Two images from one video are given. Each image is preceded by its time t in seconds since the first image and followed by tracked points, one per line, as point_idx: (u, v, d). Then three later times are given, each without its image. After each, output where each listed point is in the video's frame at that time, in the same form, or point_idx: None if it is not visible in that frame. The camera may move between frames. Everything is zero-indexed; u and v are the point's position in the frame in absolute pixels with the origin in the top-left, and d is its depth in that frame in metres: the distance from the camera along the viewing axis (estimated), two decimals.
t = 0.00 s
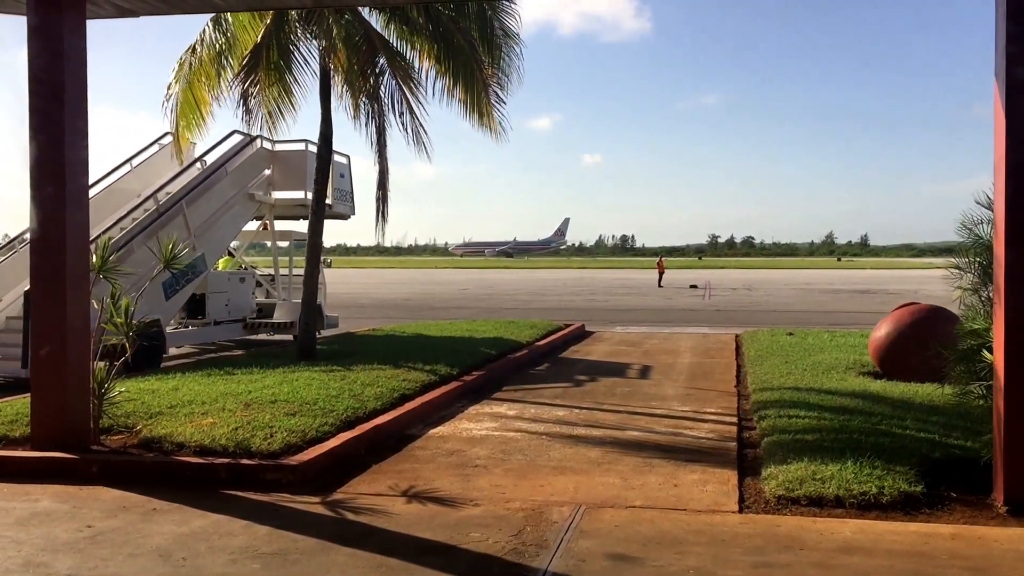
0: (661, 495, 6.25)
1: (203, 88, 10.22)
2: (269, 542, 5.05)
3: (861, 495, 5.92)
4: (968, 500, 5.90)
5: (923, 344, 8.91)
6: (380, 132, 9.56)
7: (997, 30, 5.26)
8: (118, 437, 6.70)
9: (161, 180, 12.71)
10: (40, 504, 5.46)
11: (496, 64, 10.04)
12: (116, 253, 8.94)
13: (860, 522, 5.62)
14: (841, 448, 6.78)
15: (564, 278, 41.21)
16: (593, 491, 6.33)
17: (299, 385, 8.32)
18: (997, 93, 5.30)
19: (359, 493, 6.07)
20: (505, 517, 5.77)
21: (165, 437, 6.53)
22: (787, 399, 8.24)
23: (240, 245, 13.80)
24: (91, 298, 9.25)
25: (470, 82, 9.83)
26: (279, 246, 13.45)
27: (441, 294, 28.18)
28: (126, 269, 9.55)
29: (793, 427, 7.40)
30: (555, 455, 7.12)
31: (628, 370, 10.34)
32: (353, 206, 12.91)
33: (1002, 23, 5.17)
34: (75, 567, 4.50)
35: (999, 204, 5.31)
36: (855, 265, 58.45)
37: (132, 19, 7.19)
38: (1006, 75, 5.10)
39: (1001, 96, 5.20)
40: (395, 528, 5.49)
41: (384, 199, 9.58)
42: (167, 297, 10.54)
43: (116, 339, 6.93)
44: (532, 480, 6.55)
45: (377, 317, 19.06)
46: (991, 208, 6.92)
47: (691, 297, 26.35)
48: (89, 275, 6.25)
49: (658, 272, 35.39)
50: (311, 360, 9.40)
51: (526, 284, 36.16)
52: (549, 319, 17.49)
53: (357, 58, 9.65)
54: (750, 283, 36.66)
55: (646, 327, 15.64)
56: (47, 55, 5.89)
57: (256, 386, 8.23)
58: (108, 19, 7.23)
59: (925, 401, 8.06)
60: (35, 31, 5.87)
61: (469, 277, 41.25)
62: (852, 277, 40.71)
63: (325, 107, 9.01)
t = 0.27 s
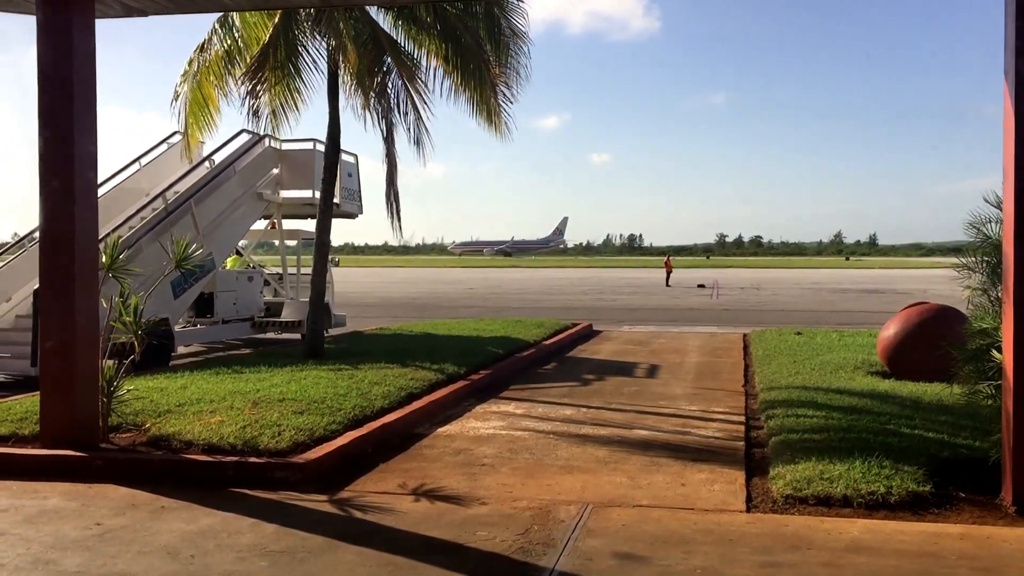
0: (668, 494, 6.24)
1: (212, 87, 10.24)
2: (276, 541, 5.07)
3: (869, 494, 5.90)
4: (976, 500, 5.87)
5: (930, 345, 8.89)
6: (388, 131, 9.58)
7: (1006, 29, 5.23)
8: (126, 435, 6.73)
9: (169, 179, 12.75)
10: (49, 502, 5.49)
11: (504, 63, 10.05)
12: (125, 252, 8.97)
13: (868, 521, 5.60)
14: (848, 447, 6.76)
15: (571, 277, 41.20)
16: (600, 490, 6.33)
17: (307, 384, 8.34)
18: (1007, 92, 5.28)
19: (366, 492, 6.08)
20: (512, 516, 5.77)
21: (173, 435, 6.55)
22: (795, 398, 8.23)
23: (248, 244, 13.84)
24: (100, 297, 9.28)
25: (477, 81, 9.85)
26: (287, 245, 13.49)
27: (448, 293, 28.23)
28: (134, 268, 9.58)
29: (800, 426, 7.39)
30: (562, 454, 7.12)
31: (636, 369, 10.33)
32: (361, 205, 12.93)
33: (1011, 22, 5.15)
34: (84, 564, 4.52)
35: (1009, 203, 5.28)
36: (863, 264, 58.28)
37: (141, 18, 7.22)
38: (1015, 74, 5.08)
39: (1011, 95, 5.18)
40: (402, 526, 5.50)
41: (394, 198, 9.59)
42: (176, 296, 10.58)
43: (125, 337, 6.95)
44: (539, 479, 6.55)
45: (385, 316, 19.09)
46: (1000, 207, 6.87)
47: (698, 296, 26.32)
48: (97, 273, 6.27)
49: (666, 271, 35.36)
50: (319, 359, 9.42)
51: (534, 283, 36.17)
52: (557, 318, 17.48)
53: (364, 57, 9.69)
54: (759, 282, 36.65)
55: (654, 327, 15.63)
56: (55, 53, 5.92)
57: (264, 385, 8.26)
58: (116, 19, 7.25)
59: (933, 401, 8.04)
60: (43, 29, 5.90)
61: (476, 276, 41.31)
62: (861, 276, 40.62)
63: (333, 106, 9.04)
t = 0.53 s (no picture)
0: (676, 492, 6.24)
1: (221, 83, 10.26)
2: (284, 537, 5.08)
3: (877, 493, 5.89)
4: (985, 498, 5.85)
5: (939, 343, 8.85)
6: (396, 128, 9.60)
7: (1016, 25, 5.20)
8: (135, 431, 6.75)
9: (177, 177, 12.79)
10: (58, 497, 5.51)
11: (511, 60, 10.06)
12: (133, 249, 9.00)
13: (876, 520, 5.59)
14: (856, 445, 6.75)
15: (579, 276, 41.19)
16: (607, 487, 6.33)
17: (315, 381, 8.36)
18: (1017, 89, 5.24)
19: (374, 488, 6.10)
20: (519, 513, 5.78)
21: (181, 431, 6.57)
22: (803, 396, 8.21)
23: (256, 241, 13.87)
24: (109, 294, 9.32)
25: (485, 78, 9.87)
26: (295, 243, 13.52)
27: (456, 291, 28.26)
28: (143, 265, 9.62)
29: (808, 424, 7.37)
30: (570, 452, 7.13)
31: (643, 367, 10.32)
32: (369, 202, 12.95)
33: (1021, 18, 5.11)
34: (92, 559, 4.54)
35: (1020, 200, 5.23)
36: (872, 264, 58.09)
37: (149, 16, 7.24)
38: None
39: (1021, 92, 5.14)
40: (409, 522, 5.51)
41: (401, 195, 9.60)
42: (184, 293, 10.61)
43: (133, 334, 6.98)
44: (546, 476, 6.55)
45: (393, 313, 19.11)
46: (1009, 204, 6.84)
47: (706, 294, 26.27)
48: (105, 270, 6.31)
49: (674, 270, 35.30)
50: (326, 356, 9.44)
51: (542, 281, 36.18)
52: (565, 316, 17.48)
53: (372, 55, 9.72)
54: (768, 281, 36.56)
55: (662, 325, 15.62)
56: (64, 51, 5.94)
57: (271, 382, 8.28)
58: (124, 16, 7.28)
59: (942, 399, 8.01)
60: (52, 27, 5.92)
61: (484, 275, 41.35)
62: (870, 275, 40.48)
63: (341, 104, 9.06)
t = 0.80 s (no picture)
0: (684, 490, 6.23)
1: (231, 80, 10.26)
2: (292, 535, 5.09)
3: (887, 492, 5.86)
4: (996, 498, 5.82)
5: (949, 343, 8.80)
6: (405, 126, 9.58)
7: None
8: (144, 429, 6.77)
9: (187, 175, 12.83)
10: (68, 495, 5.54)
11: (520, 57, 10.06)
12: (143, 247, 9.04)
13: (886, 519, 5.56)
14: (866, 445, 6.71)
15: (588, 274, 41.14)
16: (615, 486, 6.33)
17: (323, 379, 8.38)
18: None
19: (382, 487, 6.10)
20: (527, 511, 5.77)
21: (191, 429, 6.59)
22: (812, 395, 8.18)
23: (265, 240, 13.90)
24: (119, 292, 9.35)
25: (494, 75, 9.85)
26: (304, 241, 13.54)
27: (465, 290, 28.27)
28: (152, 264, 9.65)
29: (817, 423, 7.35)
30: (578, 450, 7.12)
31: (652, 366, 10.30)
32: (378, 201, 12.96)
33: None
34: (101, 557, 4.56)
35: None
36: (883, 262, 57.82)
37: (158, 14, 7.27)
38: None
39: None
40: (418, 521, 5.52)
41: (407, 193, 9.61)
42: (194, 291, 10.65)
43: (143, 332, 7.00)
44: (554, 475, 6.55)
45: (402, 312, 19.13)
46: (1021, 203, 6.80)
47: (715, 293, 26.20)
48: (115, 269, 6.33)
49: (684, 268, 35.21)
50: (335, 355, 9.45)
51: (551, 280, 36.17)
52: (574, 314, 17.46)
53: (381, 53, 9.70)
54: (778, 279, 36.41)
55: (671, 323, 15.58)
56: (74, 51, 5.98)
57: (280, 380, 8.30)
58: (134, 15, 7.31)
59: (952, 399, 7.97)
60: (63, 29, 5.96)
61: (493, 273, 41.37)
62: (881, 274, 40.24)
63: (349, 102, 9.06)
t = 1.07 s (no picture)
0: (692, 491, 6.22)
1: (241, 80, 10.17)
2: (300, 536, 5.11)
3: (895, 493, 5.84)
4: (1005, 499, 5.79)
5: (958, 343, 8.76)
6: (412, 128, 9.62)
7: None
8: (153, 430, 6.80)
9: (195, 177, 12.88)
10: (77, 496, 5.57)
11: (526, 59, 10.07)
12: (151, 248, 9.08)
13: (894, 520, 5.55)
14: (874, 446, 6.69)
15: (596, 275, 41.10)
16: (623, 487, 6.32)
17: (331, 380, 8.40)
18: None
19: (389, 487, 6.12)
20: (535, 512, 5.78)
21: (199, 430, 6.62)
22: (820, 396, 8.16)
23: (273, 241, 13.95)
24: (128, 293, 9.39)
25: (501, 77, 9.86)
26: (312, 242, 13.58)
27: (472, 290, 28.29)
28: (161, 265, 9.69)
29: (826, 424, 7.33)
30: (585, 451, 7.12)
31: (660, 367, 10.29)
32: (385, 202, 12.99)
33: None
34: (110, 558, 4.58)
35: None
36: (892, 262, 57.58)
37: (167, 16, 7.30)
38: None
39: None
40: (425, 521, 5.53)
41: (414, 194, 9.62)
42: (202, 293, 10.69)
43: (152, 334, 7.03)
44: (562, 475, 6.55)
45: (409, 313, 19.15)
46: None
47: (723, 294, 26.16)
48: (124, 270, 6.36)
49: (692, 269, 35.13)
50: (343, 356, 9.48)
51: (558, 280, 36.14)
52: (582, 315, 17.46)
53: (388, 56, 9.78)
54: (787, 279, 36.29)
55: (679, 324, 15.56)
56: (81, 54, 6.00)
57: (288, 381, 8.32)
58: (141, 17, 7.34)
59: (961, 399, 7.94)
60: (70, 32, 5.99)
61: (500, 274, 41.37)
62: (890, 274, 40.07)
63: (357, 104, 9.10)
